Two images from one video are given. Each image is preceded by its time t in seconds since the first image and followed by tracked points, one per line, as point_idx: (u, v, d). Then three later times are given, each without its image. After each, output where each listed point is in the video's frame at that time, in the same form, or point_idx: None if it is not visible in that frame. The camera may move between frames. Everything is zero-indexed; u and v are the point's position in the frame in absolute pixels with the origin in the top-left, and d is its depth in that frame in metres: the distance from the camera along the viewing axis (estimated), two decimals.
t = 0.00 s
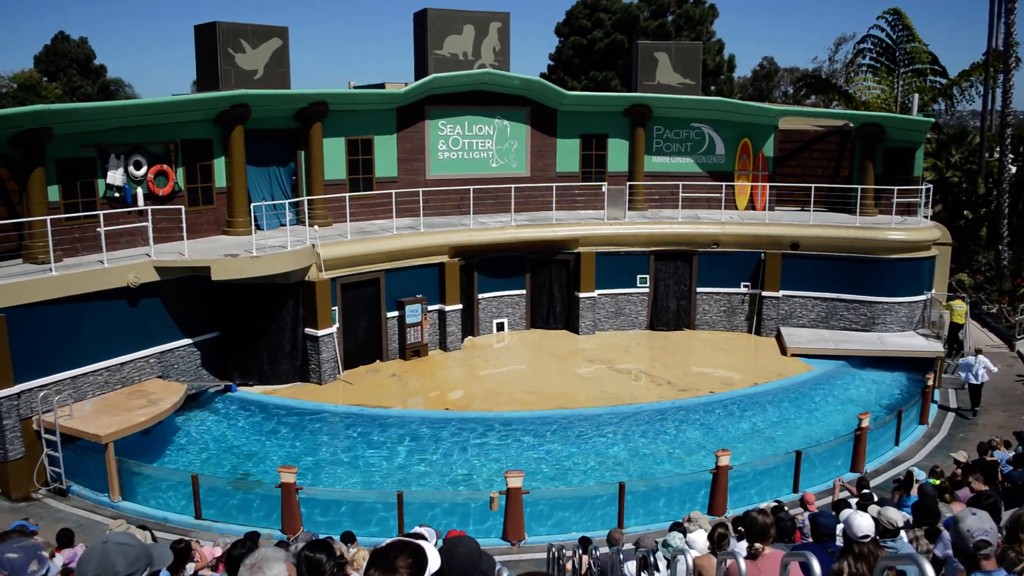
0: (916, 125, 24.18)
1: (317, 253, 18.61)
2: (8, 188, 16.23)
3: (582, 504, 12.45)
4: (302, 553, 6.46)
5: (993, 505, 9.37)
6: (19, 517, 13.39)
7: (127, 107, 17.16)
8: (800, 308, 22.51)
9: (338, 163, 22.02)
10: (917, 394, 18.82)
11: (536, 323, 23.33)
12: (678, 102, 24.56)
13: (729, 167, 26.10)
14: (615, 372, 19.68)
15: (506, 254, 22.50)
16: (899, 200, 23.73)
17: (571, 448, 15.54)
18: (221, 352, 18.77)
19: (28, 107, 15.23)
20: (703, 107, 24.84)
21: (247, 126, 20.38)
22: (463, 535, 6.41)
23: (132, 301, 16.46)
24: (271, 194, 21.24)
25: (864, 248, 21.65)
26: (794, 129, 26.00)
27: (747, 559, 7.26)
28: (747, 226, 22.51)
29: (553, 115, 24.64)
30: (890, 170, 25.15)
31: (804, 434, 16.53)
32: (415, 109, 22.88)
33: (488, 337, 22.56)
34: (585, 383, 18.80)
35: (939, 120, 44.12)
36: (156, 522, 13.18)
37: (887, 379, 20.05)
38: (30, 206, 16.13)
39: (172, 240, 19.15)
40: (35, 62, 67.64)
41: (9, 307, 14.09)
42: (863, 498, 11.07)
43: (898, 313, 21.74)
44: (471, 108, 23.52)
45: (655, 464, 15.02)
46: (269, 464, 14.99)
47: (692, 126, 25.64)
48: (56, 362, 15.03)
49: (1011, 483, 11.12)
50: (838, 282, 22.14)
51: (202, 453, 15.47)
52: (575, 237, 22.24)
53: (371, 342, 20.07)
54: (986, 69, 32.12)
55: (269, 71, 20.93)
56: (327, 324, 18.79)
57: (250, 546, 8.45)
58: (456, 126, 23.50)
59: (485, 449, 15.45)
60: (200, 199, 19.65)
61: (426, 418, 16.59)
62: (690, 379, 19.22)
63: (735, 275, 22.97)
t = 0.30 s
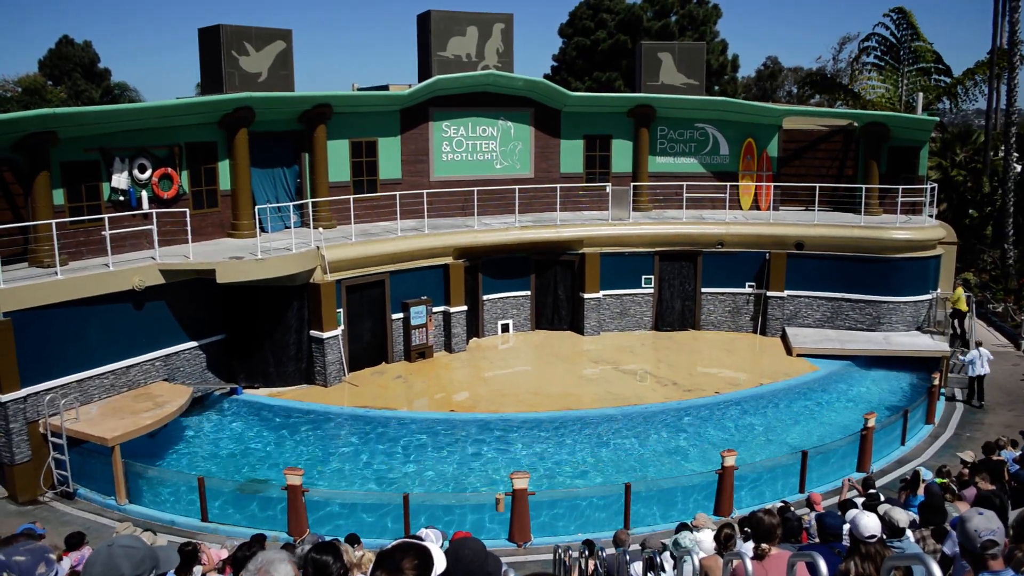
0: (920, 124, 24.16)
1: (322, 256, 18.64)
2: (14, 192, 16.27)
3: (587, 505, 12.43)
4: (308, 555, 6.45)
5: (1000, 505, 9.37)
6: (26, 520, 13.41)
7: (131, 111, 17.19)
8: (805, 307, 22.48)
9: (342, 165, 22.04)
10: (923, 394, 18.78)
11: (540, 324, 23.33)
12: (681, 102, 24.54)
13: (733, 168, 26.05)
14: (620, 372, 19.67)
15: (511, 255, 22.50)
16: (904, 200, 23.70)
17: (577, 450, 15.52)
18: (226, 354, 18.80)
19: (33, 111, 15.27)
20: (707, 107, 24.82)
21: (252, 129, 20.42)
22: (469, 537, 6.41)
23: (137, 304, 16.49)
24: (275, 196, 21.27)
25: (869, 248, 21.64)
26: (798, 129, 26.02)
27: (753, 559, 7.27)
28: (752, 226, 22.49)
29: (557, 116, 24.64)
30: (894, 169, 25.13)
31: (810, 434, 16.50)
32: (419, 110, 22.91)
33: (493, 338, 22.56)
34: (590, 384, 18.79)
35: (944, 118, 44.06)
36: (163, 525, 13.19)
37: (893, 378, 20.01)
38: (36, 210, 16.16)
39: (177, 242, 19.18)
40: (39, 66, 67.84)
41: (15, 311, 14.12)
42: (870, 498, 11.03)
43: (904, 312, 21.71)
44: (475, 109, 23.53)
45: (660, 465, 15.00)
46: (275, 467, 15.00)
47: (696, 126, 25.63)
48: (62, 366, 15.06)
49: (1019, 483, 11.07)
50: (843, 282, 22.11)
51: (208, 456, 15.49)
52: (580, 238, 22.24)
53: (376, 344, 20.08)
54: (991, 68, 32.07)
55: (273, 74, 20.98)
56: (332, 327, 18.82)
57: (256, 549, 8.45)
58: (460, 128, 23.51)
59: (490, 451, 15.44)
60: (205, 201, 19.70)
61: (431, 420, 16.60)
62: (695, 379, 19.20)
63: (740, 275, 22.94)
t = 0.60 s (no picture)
0: (921, 125, 24.15)
1: (321, 254, 18.63)
2: (13, 190, 16.26)
3: (587, 504, 12.43)
4: (308, 553, 6.45)
5: (997, 504, 9.35)
6: (24, 517, 13.40)
7: (131, 108, 17.17)
8: (805, 307, 22.49)
9: (342, 164, 22.03)
10: (922, 394, 18.79)
11: (540, 323, 23.33)
12: (682, 102, 24.54)
13: (734, 167, 26.05)
14: (619, 372, 19.66)
15: (511, 254, 22.50)
16: (904, 200, 23.70)
17: (575, 449, 15.50)
18: (226, 352, 18.79)
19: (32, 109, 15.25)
20: (708, 106, 24.82)
21: (252, 127, 20.40)
22: (468, 535, 6.41)
23: (137, 301, 16.48)
24: (275, 194, 21.25)
25: (869, 248, 21.64)
26: (798, 129, 26.03)
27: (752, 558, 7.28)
28: (752, 226, 22.48)
29: (557, 115, 24.64)
30: (894, 169, 25.15)
31: (809, 434, 16.50)
32: (420, 109, 22.90)
33: (493, 337, 22.56)
34: (589, 384, 18.78)
35: (944, 119, 44.07)
36: (161, 522, 13.18)
37: (892, 379, 20.01)
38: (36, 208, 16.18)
39: (177, 240, 19.18)
40: (40, 63, 67.81)
41: (15, 308, 14.11)
42: (869, 497, 11.00)
43: (903, 313, 21.72)
44: (475, 108, 23.52)
45: (659, 464, 15.00)
46: (274, 465, 15.00)
47: (696, 126, 25.63)
48: (61, 363, 15.05)
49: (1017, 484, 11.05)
50: (843, 282, 22.12)
51: (207, 454, 15.48)
52: (580, 237, 22.24)
53: (375, 342, 20.07)
54: (992, 68, 32.07)
55: (273, 72, 20.96)
56: (332, 325, 18.82)
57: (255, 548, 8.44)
58: (460, 127, 23.51)
59: (489, 449, 15.44)
60: (205, 199, 19.70)
61: (430, 418, 16.60)
62: (695, 379, 19.19)
63: (739, 275, 22.94)
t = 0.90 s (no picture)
0: (920, 124, 24.17)
1: (321, 254, 18.63)
2: (13, 190, 16.27)
3: (587, 504, 12.44)
4: (307, 553, 6.46)
5: (996, 504, 9.33)
6: (24, 517, 13.41)
7: (131, 108, 17.17)
8: (804, 307, 22.50)
9: (342, 164, 22.05)
10: (922, 394, 18.79)
11: (540, 323, 23.35)
12: (681, 102, 24.55)
13: (733, 167, 26.06)
14: (619, 372, 19.66)
15: (510, 254, 22.50)
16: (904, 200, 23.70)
17: (574, 449, 15.49)
18: (226, 352, 18.80)
19: (32, 109, 15.24)
20: (707, 106, 24.83)
21: (251, 127, 20.40)
22: (468, 535, 6.42)
23: (136, 302, 16.49)
24: (275, 195, 21.26)
25: (869, 248, 21.64)
26: (797, 129, 26.03)
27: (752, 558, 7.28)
28: (752, 226, 22.49)
29: (556, 115, 24.64)
30: (894, 169, 25.16)
31: (808, 434, 16.51)
32: (419, 109, 22.91)
33: (492, 337, 22.57)
34: (589, 384, 18.79)
35: (944, 119, 44.08)
36: (161, 523, 13.19)
37: (892, 378, 20.01)
38: (35, 208, 16.20)
39: (177, 240, 19.19)
40: (39, 63, 67.72)
41: (14, 308, 14.12)
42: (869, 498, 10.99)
43: (903, 312, 21.73)
44: (475, 108, 23.52)
45: (659, 464, 15.00)
46: (274, 465, 15.01)
47: (695, 126, 25.64)
48: (61, 363, 15.06)
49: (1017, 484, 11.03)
50: (842, 282, 22.13)
51: (207, 454, 15.48)
52: (579, 237, 22.24)
53: (375, 342, 20.08)
54: (992, 68, 32.07)
55: (273, 72, 20.97)
56: (331, 325, 18.83)
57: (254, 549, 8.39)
58: (460, 127, 23.51)
59: (489, 450, 15.44)
60: (204, 199, 19.71)
61: (430, 419, 16.60)
62: (694, 379, 19.20)
63: (739, 275, 22.94)
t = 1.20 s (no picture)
0: (921, 124, 24.17)
1: (322, 256, 18.64)
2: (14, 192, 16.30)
3: (589, 505, 12.43)
4: (310, 554, 6.46)
5: (998, 504, 9.33)
6: (27, 520, 13.41)
7: (132, 111, 17.19)
8: (806, 308, 22.48)
9: (343, 166, 22.08)
10: (924, 394, 18.77)
11: (541, 324, 23.34)
12: (682, 102, 24.55)
13: (734, 168, 26.05)
14: (620, 373, 19.66)
15: (512, 255, 22.50)
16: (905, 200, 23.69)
17: (576, 451, 15.48)
18: (227, 354, 18.80)
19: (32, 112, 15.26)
20: (708, 107, 24.83)
21: (252, 129, 20.41)
22: (470, 537, 6.42)
23: (138, 304, 16.49)
24: (277, 197, 21.26)
25: (870, 248, 21.63)
26: (798, 130, 26.03)
27: (754, 559, 7.30)
28: (753, 227, 22.48)
29: (557, 116, 24.65)
30: (895, 169, 25.15)
31: (810, 435, 16.49)
32: (420, 111, 22.93)
33: (494, 338, 22.57)
34: (591, 385, 18.78)
35: (945, 119, 44.07)
36: (163, 525, 13.19)
37: (894, 379, 19.99)
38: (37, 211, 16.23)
39: (178, 242, 19.20)
40: (40, 66, 67.78)
41: (16, 311, 14.13)
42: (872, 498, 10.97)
43: (905, 313, 21.72)
44: (476, 109, 23.52)
45: (660, 466, 14.99)
46: (276, 467, 15.01)
47: (697, 127, 25.63)
48: (63, 366, 15.07)
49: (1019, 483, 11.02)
50: (844, 282, 22.12)
51: (208, 456, 15.49)
52: (581, 238, 22.24)
53: (377, 344, 20.09)
54: (993, 68, 32.05)
55: (274, 74, 20.98)
56: (333, 327, 18.83)
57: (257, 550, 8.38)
58: (461, 128, 23.51)
59: (490, 451, 15.43)
60: (206, 202, 19.72)
61: (431, 420, 16.59)
62: (696, 380, 19.20)
63: (740, 275, 22.93)
